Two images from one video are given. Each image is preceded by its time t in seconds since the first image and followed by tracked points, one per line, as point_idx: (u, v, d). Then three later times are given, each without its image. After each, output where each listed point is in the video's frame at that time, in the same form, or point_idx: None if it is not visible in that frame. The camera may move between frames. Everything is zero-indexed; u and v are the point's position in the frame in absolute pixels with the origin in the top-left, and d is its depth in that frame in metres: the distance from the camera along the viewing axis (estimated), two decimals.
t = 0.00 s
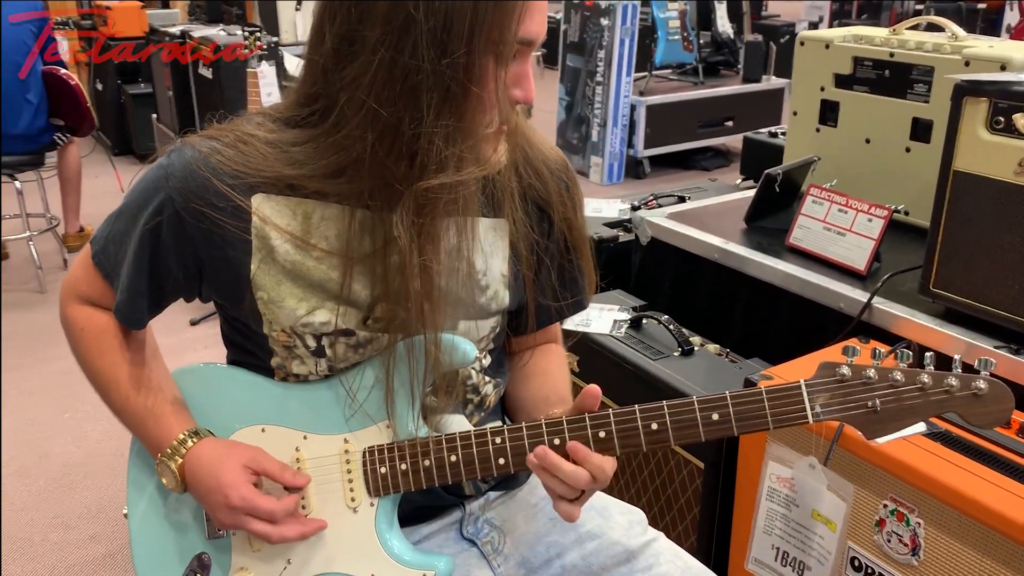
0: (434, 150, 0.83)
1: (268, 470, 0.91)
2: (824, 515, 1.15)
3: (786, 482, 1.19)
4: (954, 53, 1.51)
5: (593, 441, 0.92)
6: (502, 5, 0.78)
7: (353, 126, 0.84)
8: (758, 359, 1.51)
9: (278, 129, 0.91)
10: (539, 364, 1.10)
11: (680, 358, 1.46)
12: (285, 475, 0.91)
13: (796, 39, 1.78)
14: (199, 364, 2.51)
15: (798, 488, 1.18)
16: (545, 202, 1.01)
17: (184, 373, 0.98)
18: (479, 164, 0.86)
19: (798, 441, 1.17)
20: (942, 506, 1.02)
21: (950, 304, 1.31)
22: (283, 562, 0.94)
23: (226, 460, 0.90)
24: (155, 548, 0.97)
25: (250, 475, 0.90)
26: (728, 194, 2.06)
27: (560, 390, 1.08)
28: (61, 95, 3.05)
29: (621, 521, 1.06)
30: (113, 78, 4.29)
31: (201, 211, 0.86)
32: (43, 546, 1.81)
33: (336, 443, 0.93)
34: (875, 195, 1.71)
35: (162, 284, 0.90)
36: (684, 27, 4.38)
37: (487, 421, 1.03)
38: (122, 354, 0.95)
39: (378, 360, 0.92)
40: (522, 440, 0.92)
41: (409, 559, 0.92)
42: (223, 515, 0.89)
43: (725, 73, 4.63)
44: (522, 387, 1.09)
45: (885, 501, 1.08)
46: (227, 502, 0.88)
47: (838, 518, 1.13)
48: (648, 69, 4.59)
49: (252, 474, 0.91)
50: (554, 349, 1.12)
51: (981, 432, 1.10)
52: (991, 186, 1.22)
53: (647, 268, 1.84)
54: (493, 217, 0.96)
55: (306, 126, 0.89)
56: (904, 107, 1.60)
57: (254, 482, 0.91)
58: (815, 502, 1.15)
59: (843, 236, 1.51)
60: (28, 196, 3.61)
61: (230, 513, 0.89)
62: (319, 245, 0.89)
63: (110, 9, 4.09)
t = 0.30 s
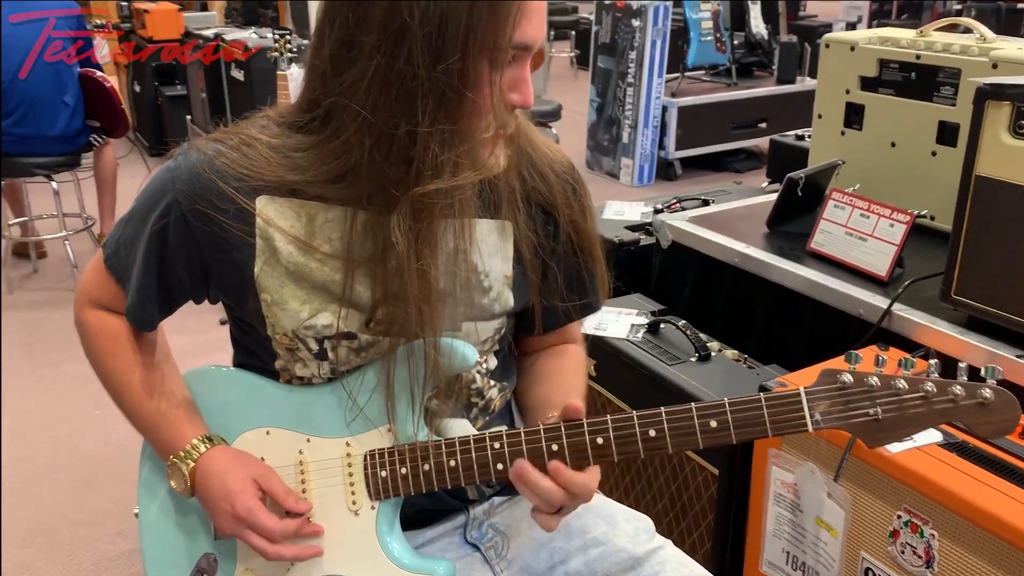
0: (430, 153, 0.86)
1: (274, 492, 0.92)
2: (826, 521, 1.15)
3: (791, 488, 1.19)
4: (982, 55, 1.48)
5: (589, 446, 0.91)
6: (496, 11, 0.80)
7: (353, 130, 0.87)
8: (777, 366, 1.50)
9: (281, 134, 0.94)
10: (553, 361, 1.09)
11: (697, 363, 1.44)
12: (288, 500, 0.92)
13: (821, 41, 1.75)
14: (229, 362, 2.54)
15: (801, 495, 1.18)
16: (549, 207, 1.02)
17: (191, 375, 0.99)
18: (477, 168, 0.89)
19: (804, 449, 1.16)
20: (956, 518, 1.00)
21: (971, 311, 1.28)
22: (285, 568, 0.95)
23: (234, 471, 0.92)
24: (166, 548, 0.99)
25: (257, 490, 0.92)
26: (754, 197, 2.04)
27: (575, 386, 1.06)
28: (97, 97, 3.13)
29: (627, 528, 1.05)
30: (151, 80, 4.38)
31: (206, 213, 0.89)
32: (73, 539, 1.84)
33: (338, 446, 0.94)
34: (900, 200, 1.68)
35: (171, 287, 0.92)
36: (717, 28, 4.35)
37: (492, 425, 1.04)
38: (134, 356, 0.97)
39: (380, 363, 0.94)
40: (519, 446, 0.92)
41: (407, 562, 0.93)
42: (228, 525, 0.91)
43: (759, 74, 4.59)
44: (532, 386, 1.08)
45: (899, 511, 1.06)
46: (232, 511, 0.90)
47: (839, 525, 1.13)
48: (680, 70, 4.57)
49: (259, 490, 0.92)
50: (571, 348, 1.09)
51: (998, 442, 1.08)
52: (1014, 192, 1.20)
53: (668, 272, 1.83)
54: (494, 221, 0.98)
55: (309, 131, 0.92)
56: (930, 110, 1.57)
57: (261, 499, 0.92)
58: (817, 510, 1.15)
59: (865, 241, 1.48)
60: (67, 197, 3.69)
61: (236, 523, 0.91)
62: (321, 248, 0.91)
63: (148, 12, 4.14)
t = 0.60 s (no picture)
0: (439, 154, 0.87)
1: (284, 473, 0.94)
2: (839, 536, 1.09)
3: (802, 505, 1.14)
4: (1015, 54, 1.44)
5: (598, 451, 0.93)
6: (505, 13, 0.80)
7: (363, 132, 0.88)
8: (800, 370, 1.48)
9: (294, 135, 0.96)
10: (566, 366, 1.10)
11: (719, 366, 1.43)
12: (301, 478, 0.94)
13: (851, 41, 1.71)
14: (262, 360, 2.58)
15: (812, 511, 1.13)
16: (562, 209, 1.03)
17: (206, 372, 1.02)
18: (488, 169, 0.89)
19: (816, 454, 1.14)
20: (977, 527, 0.98)
21: (999, 316, 1.25)
22: (298, 560, 0.96)
23: (245, 458, 0.94)
24: (182, 542, 1.01)
25: (267, 476, 0.93)
26: (784, 198, 2.01)
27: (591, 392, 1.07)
28: (136, 99, 3.20)
29: (640, 532, 1.04)
30: (191, 83, 4.45)
31: (219, 212, 0.92)
32: (107, 532, 1.88)
33: (349, 444, 0.96)
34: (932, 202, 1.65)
35: (186, 285, 0.96)
36: (754, 28, 4.32)
37: (505, 428, 1.05)
38: (151, 351, 0.99)
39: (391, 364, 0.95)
40: (527, 449, 0.94)
41: (415, 561, 0.94)
42: (240, 513, 0.93)
43: (797, 75, 4.53)
44: (548, 388, 1.10)
45: (919, 519, 1.04)
46: (242, 500, 0.92)
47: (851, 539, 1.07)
48: (717, 71, 4.53)
49: (269, 476, 0.94)
50: (584, 351, 1.11)
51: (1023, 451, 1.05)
52: None
53: (694, 274, 1.82)
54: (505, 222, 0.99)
55: (323, 133, 0.94)
56: (962, 111, 1.53)
57: (272, 484, 0.94)
58: (830, 525, 1.10)
59: (892, 244, 1.46)
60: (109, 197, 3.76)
61: (246, 510, 0.92)
62: (332, 248, 0.93)
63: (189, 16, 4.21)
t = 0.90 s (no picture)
0: (446, 157, 0.88)
1: (298, 474, 0.96)
2: (838, 531, 1.10)
3: (807, 490, 1.17)
4: None
5: (604, 444, 0.94)
6: (506, 16, 0.81)
7: (371, 131, 0.89)
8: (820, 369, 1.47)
9: (303, 134, 0.97)
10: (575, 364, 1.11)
11: (738, 365, 1.42)
12: (312, 485, 0.96)
13: (876, 38, 1.68)
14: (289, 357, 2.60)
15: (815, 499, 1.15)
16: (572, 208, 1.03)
17: (224, 364, 1.03)
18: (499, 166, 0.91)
19: (825, 448, 1.14)
20: (994, 529, 0.96)
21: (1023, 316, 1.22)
22: (310, 553, 0.98)
23: (260, 457, 0.95)
24: (196, 534, 1.02)
25: (281, 475, 0.95)
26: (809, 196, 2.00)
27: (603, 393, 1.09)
28: (167, 100, 3.27)
29: (652, 529, 1.04)
30: (223, 83, 4.50)
31: (232, 208, 0.94)
32: (134, 526, 1.91)
33: (360, 437, 0.99)
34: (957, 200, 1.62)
35: (202, 279, 0.98)
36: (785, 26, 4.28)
37: (516, 421, 1.06)
38: (169, 347, 1.01)
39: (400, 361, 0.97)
40: (534, 441, 0.96)
41: (423, 553, 0.96)
42: (253, 507, 0.94)
43: (829, 73, 4.48)
44: (557, 389, 1.11)
45: (937, 520, 1.02)
46: (256, 495, 0.93)
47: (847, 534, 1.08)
48: (747, 69, 4.50)
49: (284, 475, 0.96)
50: (594, 352, 1.11)
51: None
52: None
53: (716, 273, 1.80)
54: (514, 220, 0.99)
55: (332, 132, 0.95)
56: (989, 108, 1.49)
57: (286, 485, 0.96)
58: (829, 518, 1.12)
59: (914, 242, 1.44)
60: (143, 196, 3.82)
61: (260, 506, 0.94)
62: (342, 246, 0.94)
63: (220, 17, 4.23)
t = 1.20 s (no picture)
0: (419, 172, 0.90)
1: (310, 468, 0.96)
2: (858, 532, 1.13)
3: (824, 492, 1.17)
4: None
5: (620, 447, 0.94)
6: (466, 37, 0.81)
7: (369, 137, 0.91)
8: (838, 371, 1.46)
9: (313, 139, 0.98)
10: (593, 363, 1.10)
11: (755, 368, 1.41)
12: (327, 478, 0.96)
13: (897, 36, 1.65)
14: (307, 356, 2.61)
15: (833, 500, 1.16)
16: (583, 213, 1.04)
17: (242, 364, 1.04)
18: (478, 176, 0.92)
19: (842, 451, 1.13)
20: (1014, 534, 0.94)
21: None
22: (323, 552, 0.99)
23: (276, 451, 0.96)
24: (212, 531, 1.03)
25: (296, 469, 0.96)
26: (828, 196, 1.98)
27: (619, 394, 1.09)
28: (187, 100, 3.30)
29: (666, 532, 1.03)
30: (243, 83, 4.52)
31: (247, 210, 0.95)
32: (153, 523, 1.93)
33: (375, 439, 0.99)
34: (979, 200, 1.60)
35: (219, 278, 0.99)
36: (806, 24, 4.25)
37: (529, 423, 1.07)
38: (186, 347, 1.01)
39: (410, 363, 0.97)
40: (548, 445, 0.95)
41: (436, 554, 0.97)
42: (268, 500, 0.95)
43: (850, 71, 4.45)
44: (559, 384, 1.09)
45: (956, 525, 1.01)
46: (272, 488, 0.94)
47: (869, 535, 1.12)
48: (767, 68, 4.47)
49: (299, 470, 0.97)
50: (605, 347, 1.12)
51: None
52: None
53: (733, 273, 1.79)
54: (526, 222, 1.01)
55: (341, 136, 0.97)
56: (1010, 107, 1.46)
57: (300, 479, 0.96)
58: (849, 519, 1.14)
59: (935, 243, 1.42)
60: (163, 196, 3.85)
61: (275, 499, 0.94)
62: (352, 250, 0.95)
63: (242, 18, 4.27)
